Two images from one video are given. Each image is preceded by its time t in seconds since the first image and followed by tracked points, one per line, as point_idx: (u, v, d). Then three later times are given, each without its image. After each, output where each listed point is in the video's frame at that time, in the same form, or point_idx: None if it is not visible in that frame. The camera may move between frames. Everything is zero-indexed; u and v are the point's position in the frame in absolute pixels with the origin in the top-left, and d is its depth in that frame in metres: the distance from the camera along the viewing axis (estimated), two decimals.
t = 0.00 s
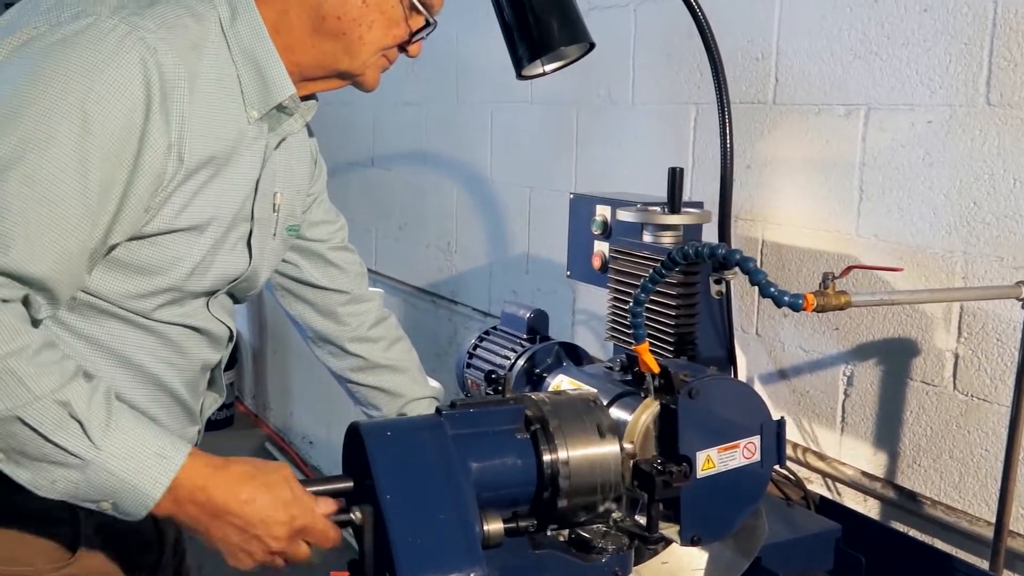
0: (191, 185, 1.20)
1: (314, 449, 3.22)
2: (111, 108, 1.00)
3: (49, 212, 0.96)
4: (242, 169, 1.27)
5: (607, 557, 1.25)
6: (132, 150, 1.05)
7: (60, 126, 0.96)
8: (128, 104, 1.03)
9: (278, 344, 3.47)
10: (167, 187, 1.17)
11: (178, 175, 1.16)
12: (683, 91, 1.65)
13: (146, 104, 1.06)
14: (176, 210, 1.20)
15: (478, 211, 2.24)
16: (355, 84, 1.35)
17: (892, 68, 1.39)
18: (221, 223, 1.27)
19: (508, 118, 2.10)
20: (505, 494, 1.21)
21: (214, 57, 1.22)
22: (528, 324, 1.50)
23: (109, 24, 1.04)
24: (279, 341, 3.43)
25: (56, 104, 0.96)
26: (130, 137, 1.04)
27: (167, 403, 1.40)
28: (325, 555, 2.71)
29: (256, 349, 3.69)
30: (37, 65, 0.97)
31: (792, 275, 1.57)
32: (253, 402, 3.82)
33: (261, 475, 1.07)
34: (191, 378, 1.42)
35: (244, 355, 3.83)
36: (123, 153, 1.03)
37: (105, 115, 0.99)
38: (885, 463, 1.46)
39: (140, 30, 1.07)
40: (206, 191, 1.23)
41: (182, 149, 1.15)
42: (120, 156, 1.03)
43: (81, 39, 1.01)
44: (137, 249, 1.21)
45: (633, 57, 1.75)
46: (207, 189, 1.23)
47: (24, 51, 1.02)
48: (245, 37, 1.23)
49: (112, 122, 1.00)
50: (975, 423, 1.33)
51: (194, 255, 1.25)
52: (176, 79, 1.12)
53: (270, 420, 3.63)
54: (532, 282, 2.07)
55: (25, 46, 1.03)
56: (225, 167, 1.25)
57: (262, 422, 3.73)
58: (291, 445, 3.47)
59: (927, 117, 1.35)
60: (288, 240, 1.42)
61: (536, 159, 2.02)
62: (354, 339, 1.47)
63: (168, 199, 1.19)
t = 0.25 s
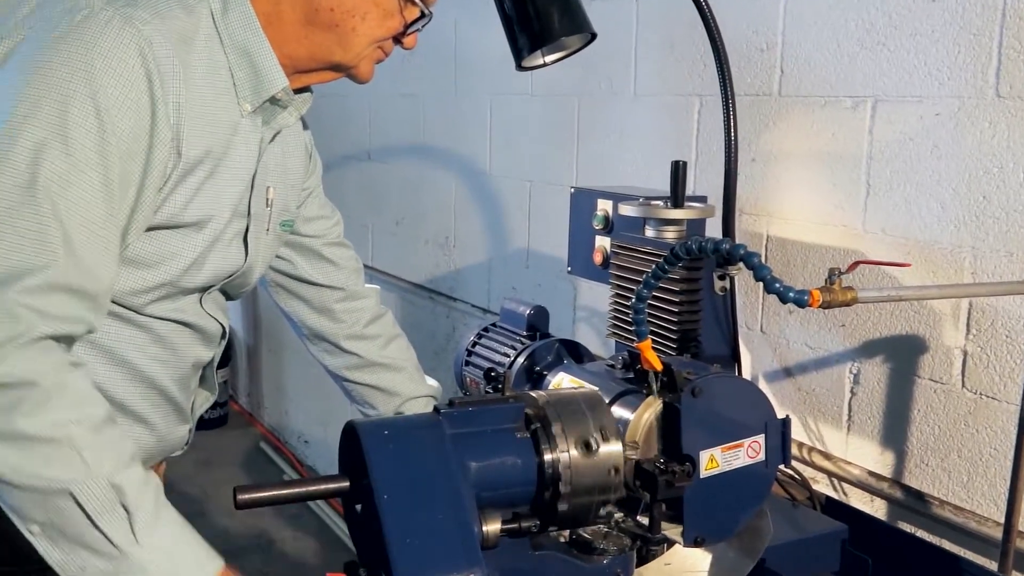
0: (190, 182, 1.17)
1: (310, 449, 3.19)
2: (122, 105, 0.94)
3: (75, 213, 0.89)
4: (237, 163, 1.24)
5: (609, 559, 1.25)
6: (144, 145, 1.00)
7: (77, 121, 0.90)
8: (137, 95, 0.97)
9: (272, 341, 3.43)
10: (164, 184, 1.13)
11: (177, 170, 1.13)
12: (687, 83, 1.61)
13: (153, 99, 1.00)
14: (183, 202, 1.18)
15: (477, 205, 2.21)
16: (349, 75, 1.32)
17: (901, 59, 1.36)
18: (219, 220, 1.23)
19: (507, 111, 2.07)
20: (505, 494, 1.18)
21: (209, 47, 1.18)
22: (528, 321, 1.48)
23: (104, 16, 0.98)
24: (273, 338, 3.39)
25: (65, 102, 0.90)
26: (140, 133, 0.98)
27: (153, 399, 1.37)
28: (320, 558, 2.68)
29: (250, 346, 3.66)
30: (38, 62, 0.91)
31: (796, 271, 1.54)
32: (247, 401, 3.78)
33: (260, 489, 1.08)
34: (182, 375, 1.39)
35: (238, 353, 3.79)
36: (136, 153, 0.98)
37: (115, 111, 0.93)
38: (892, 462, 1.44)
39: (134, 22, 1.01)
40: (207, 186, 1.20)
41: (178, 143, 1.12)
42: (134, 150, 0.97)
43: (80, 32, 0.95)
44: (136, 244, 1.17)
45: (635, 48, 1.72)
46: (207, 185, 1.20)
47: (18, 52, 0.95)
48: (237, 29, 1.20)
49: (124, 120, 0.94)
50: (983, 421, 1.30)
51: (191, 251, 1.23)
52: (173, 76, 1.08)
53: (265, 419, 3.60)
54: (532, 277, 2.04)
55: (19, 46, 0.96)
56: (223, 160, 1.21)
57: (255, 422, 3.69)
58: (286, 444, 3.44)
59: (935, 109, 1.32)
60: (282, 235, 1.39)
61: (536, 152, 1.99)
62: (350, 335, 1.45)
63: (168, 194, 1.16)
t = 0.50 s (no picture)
0: (182, 175, 1.14)
1: (305, 448, 3.16)
2: (113, 97, 0.95)
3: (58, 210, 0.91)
4: (228, 156, 1.20)
5: (610, 561, 1.21)
6: (134, 141, 1.00)
7: (64, 115, 0.91)
8: (129, 92, 0.97)
9: (267, 338, 3.40)
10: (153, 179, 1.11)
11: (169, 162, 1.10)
12: (691, 74, 1.59)
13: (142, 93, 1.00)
14: (174, 197, 1.15)
15: (476, 200, 2.18)
16: (345, 64, 1.29)
17: (909, 51, 1.33)
18: (212, 213, 1.21)
19: (508, 104, 2.04)
20: (504, 494, 1.15)
21: (202, 37, 1.16)
22: (528, 318, 1.45)
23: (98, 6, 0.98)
24: (268, 335, 3.36)
25: (54, 95, 0.91)
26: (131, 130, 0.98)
27: (146, 396, 1.35)
28: (316, 559, 2.65)
29: (245, 343, 3.63)
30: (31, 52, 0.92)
31: (802, 266, 1.51)
32: (242, 399, 3.75)
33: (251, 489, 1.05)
34: (175, 372, 1.37)
35: (232, 350, 3.76)
36: (126, 148, 0.98)
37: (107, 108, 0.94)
38: (899, 462, 1.41)
39: (126, 11, 1.00)
40: (200, 179, 1.17)
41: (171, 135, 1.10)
42: (124, 147, 0.97)
43: (73, 22, 0.95)
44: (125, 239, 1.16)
45: (638, 40, 1.69)
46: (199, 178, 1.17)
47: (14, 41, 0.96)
48: (231, 18, 1.18)
49: (114, 114, 0.95)
50: (993, 420, 1.28)
51: (183, 246, 1.20)
52: (164, 59, 1.05)
53: (261, 418, 3.57)
54: (532, 273, 2.02)
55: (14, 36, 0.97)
56: (216, 152, 1.18)
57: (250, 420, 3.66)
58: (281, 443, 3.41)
59: (944, 102, 1.30)
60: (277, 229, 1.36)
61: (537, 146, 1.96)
62: (346, 332, 1.42)
63: (160, 187, 1.13)
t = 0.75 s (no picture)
0: (173, 163, 1.13)
1: (301, 446, 3.14)
2: (88, 81, 0.92)
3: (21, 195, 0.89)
4: (225, 148, 1.20)
5: (612, 561, 1.17)
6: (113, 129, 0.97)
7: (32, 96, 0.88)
8: (105, 74, 0.94)
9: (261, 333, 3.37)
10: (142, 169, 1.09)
11: (160, 152, 1.09)
12: (694, 64, 1.56)
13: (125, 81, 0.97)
14: (159, 189, 1.13)
15: (475, 193, 2.16)
16: (343, 55, 1.27)
17: (917, 40, 1.30)
18: (204, 205, 1.20)
19: (508, 96, 2.01)
20: (504, 493, 1.13)
21: (196, 26, 1.14)
22: (528, 313, 1.42)
23: None
24: (262, 330, 3.33)
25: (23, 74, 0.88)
26: (108, 109, 0.96)
27: (140, 393, 1.32)
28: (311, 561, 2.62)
29: (239, 339, 3.59)
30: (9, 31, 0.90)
31: (807, 260, 1.48)
32: (236, 396, 3.72)
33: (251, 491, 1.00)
34: (168, 368, 1.34)
35: (225, 346, 3.72)
36: (100, 134, 0.95)
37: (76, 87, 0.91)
38: (907, 460, 1.38)
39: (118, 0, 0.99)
40: (189, 170, 1.16)
41: (161, 125, 1.07)
42: (98, 134, 0.95)
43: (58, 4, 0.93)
44: (118, 232, 1.13)
45: (640, 29, 1.66)
46: (188, 168, 1.16)
47: None
48: (227, 8, 1.16)
49: (87, 99, 0.92)
50: (1002, 417, 1.25)
51: (175, 239, 1.18)
52: (153, 48, 1.04)
53: (255, 416, 3.54)
54: (532, 267, 1.99)
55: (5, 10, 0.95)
56: (207, 145, 1.17)
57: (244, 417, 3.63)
58: (276, 441, 3.38)
59: (953, 92, 1.27)
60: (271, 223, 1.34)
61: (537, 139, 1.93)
62: (342, 328, 1.40)
63: (149, 178, 1.12)
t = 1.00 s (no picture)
0: (167, 161, 1.10)
1: (297, 443, 3.11)
2: (95, 81, 0.93)
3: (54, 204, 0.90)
4: (213, 146, 1.16)
5: (614, 559, 1.16)
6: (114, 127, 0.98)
7: (48, 102, 0.89)
8: (104, 64, 0.95)
9: (256, 328, 3.34)
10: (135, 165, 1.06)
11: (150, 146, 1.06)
12: (698, 53, 1.53)
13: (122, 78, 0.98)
14: (162, 180, 1.11)
15: (474, 187, 2.13)
16: (332, 44, 1.23)
17: (926, 29, 1.27)
18: (195, 203, 1.16)
19: (508, 88, 1.99)
20: (504, 491, 1.10)
21: (180, 15, 1.12)
22: (529, 307, 1.39)
23: None
24: (257, 325, 3.30)
25: (38, 77, 0.90)
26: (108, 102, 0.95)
27: (121, 392, 1.31)
28: (307, 561, 2.59)
29: (234, 334, 3.56)
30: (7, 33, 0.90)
31: (813, 253, 1.45)
32: (230, 393, 3.69)
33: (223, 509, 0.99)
34: (152, 367, 1.33)
35: (221, 340, 3.69)
36: (106, 132, 0.96)
37: (85, 85, 0.92)
38: (915, 457, 1.35)
39: None
40: (183, 165, 1.13)
41: (152, 117, 1.05)
42: (103, 132, 0.96)
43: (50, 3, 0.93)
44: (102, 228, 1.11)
45: (643, 18, 1.64)
46: (183, 164, 1.13)
47: None
48: None
49: (96, 99, 0.94)
50: (1012, 414, 1.22)
51: (165, 235, 1.16)
52: (140, 42, 1.02)
53: (250, 412, 3.51)
54: (533, 261, 1.96)
55: None
56: (198, 141, 1.14)
57: (239, 414, 3.60)
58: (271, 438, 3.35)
59: (962, 82, 1.24)
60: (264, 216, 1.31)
61: (538, 131, 1.91)
62: (338, 322, 1.37)
63: (145, 173, 1.09)
